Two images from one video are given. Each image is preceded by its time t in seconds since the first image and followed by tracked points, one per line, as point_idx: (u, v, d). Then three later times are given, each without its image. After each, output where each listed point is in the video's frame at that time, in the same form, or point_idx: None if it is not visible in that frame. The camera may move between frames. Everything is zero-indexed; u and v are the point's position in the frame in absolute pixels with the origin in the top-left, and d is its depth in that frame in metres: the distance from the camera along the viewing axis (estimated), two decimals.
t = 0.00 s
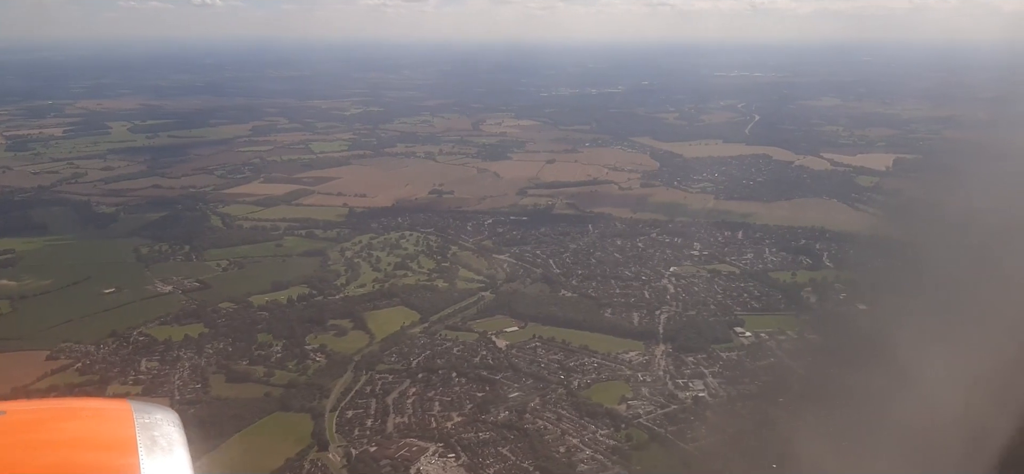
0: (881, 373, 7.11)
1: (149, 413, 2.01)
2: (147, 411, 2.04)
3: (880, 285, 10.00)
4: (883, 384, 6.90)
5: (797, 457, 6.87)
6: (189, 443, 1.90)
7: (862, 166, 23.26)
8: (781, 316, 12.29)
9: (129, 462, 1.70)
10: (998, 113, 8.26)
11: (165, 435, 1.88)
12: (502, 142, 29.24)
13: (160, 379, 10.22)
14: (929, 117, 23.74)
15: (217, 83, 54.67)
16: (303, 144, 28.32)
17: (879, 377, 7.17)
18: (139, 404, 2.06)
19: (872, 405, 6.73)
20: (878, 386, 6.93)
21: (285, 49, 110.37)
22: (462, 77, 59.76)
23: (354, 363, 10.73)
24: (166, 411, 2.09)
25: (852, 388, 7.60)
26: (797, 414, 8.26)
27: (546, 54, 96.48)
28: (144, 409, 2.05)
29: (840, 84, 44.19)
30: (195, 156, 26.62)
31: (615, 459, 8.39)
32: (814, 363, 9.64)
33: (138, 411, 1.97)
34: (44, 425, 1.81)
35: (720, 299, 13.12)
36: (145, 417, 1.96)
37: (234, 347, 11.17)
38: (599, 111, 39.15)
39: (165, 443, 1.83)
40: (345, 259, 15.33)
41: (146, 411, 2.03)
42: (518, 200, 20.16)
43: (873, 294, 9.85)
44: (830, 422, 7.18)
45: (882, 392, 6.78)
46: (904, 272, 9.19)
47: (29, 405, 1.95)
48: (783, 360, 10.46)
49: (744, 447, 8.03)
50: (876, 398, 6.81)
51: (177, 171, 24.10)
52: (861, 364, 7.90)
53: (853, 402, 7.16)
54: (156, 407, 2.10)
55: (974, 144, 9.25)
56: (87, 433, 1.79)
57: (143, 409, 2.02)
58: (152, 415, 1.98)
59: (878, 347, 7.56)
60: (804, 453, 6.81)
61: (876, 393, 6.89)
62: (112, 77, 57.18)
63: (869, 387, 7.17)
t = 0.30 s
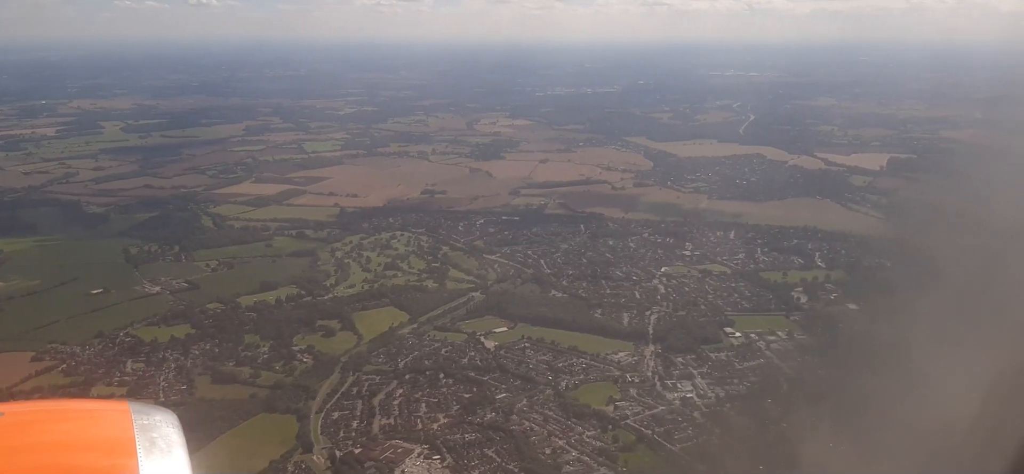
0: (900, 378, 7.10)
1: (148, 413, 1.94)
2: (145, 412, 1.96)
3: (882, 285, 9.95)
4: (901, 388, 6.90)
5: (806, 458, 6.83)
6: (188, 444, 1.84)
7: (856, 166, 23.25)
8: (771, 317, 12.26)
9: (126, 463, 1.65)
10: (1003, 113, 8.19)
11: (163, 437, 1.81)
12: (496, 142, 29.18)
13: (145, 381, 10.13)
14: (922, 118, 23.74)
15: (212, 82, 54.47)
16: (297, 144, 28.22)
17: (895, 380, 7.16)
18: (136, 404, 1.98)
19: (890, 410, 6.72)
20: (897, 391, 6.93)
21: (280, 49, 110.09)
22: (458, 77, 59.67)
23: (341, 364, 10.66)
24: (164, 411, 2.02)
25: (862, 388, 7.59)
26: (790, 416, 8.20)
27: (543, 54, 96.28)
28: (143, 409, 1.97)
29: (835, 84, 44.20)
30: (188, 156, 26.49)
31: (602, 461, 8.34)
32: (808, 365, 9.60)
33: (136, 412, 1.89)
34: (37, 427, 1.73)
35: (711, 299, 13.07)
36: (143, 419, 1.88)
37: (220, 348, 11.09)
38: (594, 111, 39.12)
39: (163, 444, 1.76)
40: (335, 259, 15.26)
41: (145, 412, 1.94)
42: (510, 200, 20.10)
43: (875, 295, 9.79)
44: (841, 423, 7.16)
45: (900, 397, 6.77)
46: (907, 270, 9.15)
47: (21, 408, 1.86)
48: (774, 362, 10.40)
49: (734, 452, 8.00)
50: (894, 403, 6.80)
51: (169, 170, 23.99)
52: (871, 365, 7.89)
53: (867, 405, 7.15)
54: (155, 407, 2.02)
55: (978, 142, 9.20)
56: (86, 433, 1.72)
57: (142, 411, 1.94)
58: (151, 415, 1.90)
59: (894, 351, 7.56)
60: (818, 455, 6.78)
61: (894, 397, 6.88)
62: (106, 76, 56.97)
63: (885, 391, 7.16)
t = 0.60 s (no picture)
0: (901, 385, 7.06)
1: (145, 412, 2.00)
2: (142, 410, 2.03)
3: (887, 293, 9.88)
4: (901, 394, 6.85)
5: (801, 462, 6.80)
6: (186, 443, 1.90)
7: (850, 166, 23.25)
8: (761, 318, 12.23)
9: (125, 460, 1.71)
10: (1006, 120, 8.14)
11: (162, 435, 1.87)
12: (490, 142, 29.13)
13: (131, 383, 10.06)
14: (916, 119, 23.73)
15: (206, 83, 54.29)
16: (290, 145, 28.13)
17: (896, 387, 7.11)
18: (135, 404, 2.05)
19: (886, 414, 6.69)
20: (896, 397, 6.88)
21: (276, 50, 109.90)
22: (454, 78, 59.59)
23: (328, 366, 10.60)
24: (160, 410, 2.09)
25: (863, 394, 7.55)
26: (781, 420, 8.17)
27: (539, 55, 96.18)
28: (139, 408, 2.03)
29: (830, 85, 44.22)
30: (180, 157, 26.37)
31: (587, 462, 8.30)
32: (800, 369, 9.57)
33: (134, 411, 1.96)
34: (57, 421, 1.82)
35: (701, 300, 13.03)
36: (141, 417, 1.95)
37: (207, 350, 11.02)
38: (589, 112, 39.10)
39: (162, 442, 1.83)
40: (325, 260, 15.20)
41: (142, 411, 2.01)
42: (503, 201, 20.05)
43: (879, 302, 9.70)
44: (838, 428, 7.12)
45: (899, 401, 6.74)
46: (915, 281, 9.09)
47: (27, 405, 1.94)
48: (763, 363, 10.39)
49: (720, 455, 7.98)
50: (892, 407, 6.76)
51: (161, 171, 23.90)
52: (873, 372, 7.85)
53: (865, 411, 7.11)
54: (151, 406, 2.09)
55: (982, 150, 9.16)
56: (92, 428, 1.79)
57: (138, 410, 2.00)
58: (147, 415, 1.97)
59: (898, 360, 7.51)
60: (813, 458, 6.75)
61: (893, 402, 6.84)
62: (100, 77, 56.79)
63: (884, 396, 7.12)
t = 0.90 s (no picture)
0: (894, 380, 6.99)
1: (145, 411, 1.92)
2: (141, 410, 1.93)
3: (882, 295, 9.82)
4: (894, 390, 6.78)
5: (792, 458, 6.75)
6: (186, 441, 1.83)
7: (844, 166, 23.23)
8: (752, 318, 12.20)
9: (124, 459, 1.65)
10: (1010, 124, 8.04)
11: (161, 434, 1.79)
12: (485, 143, 29.07)
13: (117, 385, 9.99)
14: (911, 119, 23.70)
15: (202, 84, 54.18)
16: (284, 145, 28.06)
17: (889, 383, 7.04)
18: (136, 404, 1.95)
19: (878, 409, 6.61)
20: (888, 392, 6.81)
21: (273, 51, 109.66)
22: (450, 78, 59.49)
23: (316, 367, 10.55)
24: (162, 409, 1.99)
25: (856, 389, 7.48)
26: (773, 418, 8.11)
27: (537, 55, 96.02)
28: (139, 407, 1.94)
29: (826, 85, 44.20)
30: (174, 158, 26.29)
31: (574, 464, 8.26)
32: (790, 370, 9.53)
33: (131, 410, 1.87)
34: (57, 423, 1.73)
35: (692, 300, 13.00)
36: (139, 416, 1.86)
37: (194, 352, 10.96)
38: (585, 112, 39.06)
39: (160, 441, 1.75)
40: (316, 261, 15.14)
41: (141, 410, 1.92)
42: (496, 202, 20.00)
43: (875, 303, 9.62)
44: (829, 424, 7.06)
45: (892, 396, 6.66)
46: (912, 282, 9.04)
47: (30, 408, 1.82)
48: (752, 364, 10.36)
49: (708, 454, 7.94)
50: (885, 401, 6.68)
51: (154, 172, 23.81)
52: (867, 370, 7.78)
53: (856, 406, 7.05)
54: (152, 405, 1.99)
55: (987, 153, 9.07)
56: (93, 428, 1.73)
57: (138, 409, 1.91)
58: (146, 414, 1.88)
59: (895, 357, 7.42)
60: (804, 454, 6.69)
61: (887, 397, 6.76)
62: (96, 78, 56.63)
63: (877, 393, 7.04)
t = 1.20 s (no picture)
0: (891, 375, 6.83)
1: (143, 412, 1.92)
2: (138, 409, 1.95)
3: (878, 294, 9.71)
4: (891, 386, 6.60)
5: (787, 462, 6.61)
6: (186, 442, 1.84)
7: (839, 167, 23.21)
8: (743, 319, 12.18)
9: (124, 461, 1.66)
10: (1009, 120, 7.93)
11: (161, 434, 1.80)
12: (479, 143, 29.04)
13: (104, 386, 9.93)
14: (907, 119, 23.68)
15: (198, 85, 54.07)
16: (278, 146, 28.00)
17: (887, 379, 6.87)
18: (135, 404, 1.96)
19: (876, 407, 6.43)
20: (886, 389, 6.64)
21: (271, 52, 109.50)
22: (447, 79, 59.44)
23: (304, 369, 10.49)
24: (161, 408, 1.99)
25: (854, 388, 7.31)
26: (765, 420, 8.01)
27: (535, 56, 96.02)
28: (138, 408, 1.94)
29: (823, 86, 44.21)
30: (167, 158, 26.21)
31: (560, 466, 8.22)
32: (780, 370, 9.50)
33: (130, 410, 1.87)
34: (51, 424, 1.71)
35: (683, 301, 12.97)
36: (139, 416, 1.87)
37: (182, 354, 10.92)
38: (581, 112, 39.04)
39: (161, 441, 1.77)
40: (307, 262, 15.08)
41: (140, 410, 1.93)
42: (490, 202, 19.96)
43: (871, 301, 9.49)
44: (826, 425, 6.89)
45: (889, 393, 6.48)
46: (908, 277, 8.89)
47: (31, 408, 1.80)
48: (742, 365, 10.34)
49: (696, 456, 7.89)
50: (883, 398, 6.53)
51: (147, 173, 23.75)
52: (864, 367, 7.62)
53: (853, 405, 6.87)
54: (151, 405, 2.00)
55: (984, 146, 8.93)
56: (89, 428, 1.72)
57: (138, 409, 1.92)
58: (145, 414, 1.88)
59: (892, 352, 7.25)
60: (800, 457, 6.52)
61: (884, 394, 6.59)
62: (93, 79, 56.55)
63: (874, 392, 6.86)
